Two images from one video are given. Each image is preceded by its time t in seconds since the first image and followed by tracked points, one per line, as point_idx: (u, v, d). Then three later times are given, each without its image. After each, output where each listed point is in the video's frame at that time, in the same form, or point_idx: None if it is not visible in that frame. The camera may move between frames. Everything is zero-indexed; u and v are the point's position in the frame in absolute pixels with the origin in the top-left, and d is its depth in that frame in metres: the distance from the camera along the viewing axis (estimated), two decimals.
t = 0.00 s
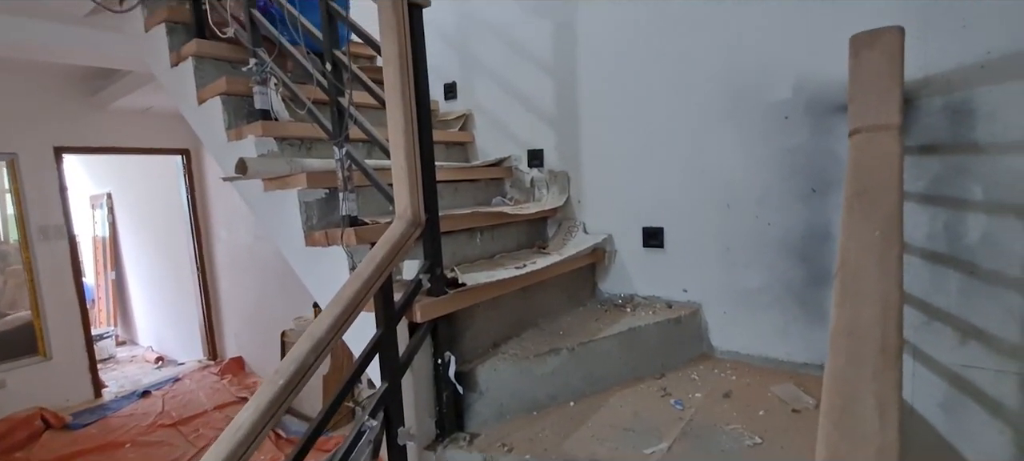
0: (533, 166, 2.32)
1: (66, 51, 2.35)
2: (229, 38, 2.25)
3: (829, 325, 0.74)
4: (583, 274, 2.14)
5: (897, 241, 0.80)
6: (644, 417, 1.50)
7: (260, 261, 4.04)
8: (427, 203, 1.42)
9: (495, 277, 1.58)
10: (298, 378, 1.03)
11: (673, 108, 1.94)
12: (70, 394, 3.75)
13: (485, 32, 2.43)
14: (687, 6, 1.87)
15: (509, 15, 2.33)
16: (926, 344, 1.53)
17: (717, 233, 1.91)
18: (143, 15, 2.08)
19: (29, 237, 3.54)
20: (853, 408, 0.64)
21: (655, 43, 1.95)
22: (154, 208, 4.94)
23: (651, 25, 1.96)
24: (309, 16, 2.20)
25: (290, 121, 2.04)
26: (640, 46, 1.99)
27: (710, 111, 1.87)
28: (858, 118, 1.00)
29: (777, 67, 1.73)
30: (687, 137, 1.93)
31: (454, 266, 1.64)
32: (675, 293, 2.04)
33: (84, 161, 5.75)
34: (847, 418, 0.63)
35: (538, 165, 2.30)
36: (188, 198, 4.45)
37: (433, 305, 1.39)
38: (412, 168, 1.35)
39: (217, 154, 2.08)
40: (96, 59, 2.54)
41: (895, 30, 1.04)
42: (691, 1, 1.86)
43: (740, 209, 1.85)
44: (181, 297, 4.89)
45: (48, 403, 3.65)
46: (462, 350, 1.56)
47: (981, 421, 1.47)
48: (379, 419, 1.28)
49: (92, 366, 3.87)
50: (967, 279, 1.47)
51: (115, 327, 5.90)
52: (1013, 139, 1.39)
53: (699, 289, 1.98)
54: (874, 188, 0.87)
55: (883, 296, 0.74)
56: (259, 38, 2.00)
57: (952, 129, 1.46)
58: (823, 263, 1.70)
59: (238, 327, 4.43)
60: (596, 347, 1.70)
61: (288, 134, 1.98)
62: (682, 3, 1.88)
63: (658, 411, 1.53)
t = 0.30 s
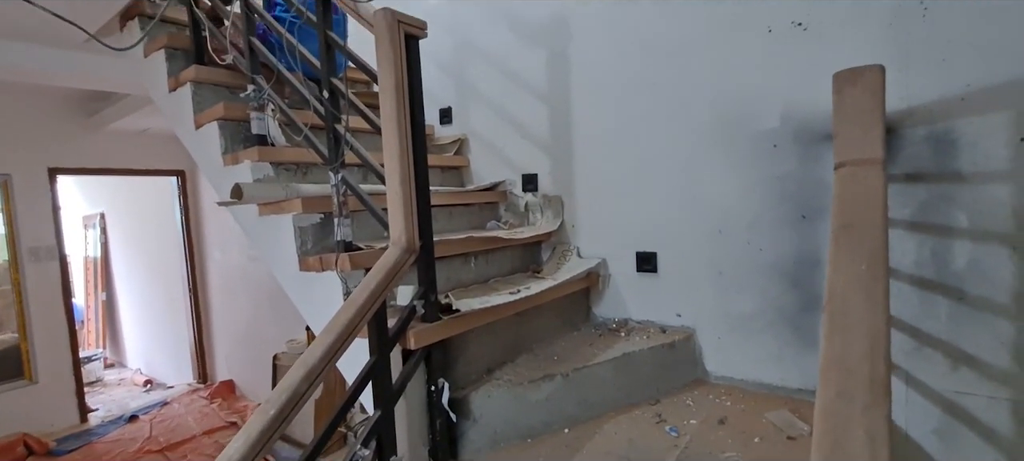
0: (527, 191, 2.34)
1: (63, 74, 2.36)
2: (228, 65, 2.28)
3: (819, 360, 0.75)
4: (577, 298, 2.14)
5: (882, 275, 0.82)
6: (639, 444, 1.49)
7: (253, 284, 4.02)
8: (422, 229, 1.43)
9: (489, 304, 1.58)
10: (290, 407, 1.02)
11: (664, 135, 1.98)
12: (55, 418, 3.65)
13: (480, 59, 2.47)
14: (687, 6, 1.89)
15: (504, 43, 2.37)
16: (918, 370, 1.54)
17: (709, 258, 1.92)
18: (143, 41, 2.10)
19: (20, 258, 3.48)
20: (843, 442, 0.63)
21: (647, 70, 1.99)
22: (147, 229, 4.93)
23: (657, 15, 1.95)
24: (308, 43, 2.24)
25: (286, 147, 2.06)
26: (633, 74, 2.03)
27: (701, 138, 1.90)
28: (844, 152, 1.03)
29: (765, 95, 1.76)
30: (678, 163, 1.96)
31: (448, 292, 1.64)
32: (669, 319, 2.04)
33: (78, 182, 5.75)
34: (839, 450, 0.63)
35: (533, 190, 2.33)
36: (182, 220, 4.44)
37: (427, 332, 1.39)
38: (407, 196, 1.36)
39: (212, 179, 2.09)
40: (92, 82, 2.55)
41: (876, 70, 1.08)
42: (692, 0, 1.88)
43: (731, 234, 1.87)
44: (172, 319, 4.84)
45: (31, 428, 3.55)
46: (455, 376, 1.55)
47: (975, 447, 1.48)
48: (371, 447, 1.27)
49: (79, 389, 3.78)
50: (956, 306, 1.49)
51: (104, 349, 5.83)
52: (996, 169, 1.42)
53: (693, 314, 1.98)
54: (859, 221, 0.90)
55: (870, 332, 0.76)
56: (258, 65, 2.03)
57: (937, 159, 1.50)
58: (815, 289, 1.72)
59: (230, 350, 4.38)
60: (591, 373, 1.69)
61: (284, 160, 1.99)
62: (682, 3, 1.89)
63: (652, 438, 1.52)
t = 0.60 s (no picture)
0: (524, 207, 2.35)
1: (62, 89, 2.38)
2: (228, 82, 2.30)
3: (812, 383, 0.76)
4: (573, 315, 2.14)
5: (872, 299, 0.83)
6: None
7: (248, 298, 4.01)
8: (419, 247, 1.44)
9: (485, 321, 1.58)
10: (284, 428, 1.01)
11: (659, 154, 2.00)
12: (42, 435, 3.58)
13: (477, 78, 2.50)
14: (687, 6, 1.90)
15: (501, 62, 2.40)
16: (911, 388, 1.55)
17: (704, 276, 1.94)
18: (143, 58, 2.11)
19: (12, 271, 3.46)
20: None
21: (641, 89, 2.02)
22: (142, 243, 4.91)
23: (658, 11, 1.97)
24: (308, 62, 2.27)
25: (284, 163, 2.07)
26: (628, 94, 2.06)
27: (695, 156, 1.92)
28: (834, 176, 1.06)
29: (758, 116, 1.79)
30: (673, 181, 1.98)
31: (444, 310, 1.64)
32: (665, 336, 2.05)
33: (74, 195, 5.74)
34: None
35: (529, 206, 2.34)
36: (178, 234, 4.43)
37: (423, 351, 1.39)
38: (404, 215, 1.37)
39: (210, 195, 2.11)
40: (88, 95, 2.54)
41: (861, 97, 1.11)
42: (691, 1, 1.90)
43: (726, 252, 1.88)
44: (165, 334, 4.81)
45: (19, 445, 3.47)
46: (451, 395, 1.55)
47: None
48: None
49: (68, 404, 3.72)
50: (948, 325, 1.50)
51: (95, 364, 5.78)
52: (984, 189, 1.44)
53: (688, 332, 1.99)
54: (849, 245, 0.92)
55: (861, 356, 0.77)
56: (257, 82, 2.05)
57: (926, 180, 1.52)
58: (809, 307, 1.73)
59: (223, 364, 4.35)
60: (587, 390, 1.69)
61: (282, 176, 2.00)
62: (682, 3, 1.91)
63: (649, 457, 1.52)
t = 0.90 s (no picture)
0: (520, 223, 2.37)
1: (59, 103, 2.38)
2: (227, 98, 2.32)
3: (807, 404, 0.78)
4: (569, 330, 2.15)
5: (864, 321, 0.85)
6: None
7: (242, 313, 3.99)
8: (417, 264, 1.44)
9: (483, 339, 1.59)
10: (282, 447, 1.01)
11: (654, 171, 2.03)
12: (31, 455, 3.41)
13: (474, 95, 2.53)
14: (679, 30, 1.95)
15: (499, 80, 2.44)
16: (905, 405, 1.57)
17: (699, 292, 1.95)
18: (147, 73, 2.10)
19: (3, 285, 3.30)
20: None
21: (636, 107, 2.05)
22: (136, 257, 4.89)
23: (653, 29, 2.00)
24: (307, 79, 2.30)
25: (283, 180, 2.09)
26: (622, 113, 2.09)
27: (689, 174, 1.95)
28: (825, 198, 1.08)
29: (750, 135, 1.82)
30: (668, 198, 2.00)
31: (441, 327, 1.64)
32: (661, 352, 2.06)
33: (68, 209, 5.72)
34: None
35: (526, 222, 2.36)
36: (172, 248, 4.42)
37: (420, 368, 1.39)
38: (404, 234, 1.38)
39: (208, 211, 2.11)
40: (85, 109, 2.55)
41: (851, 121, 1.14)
42: (683, 25, 1.94)
43: (721, 269, 1.90)
44: (157, 348, 4.78)
45: None
46: (449, 412, 1.55)
47: None
48: None
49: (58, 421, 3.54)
50: (940, 343, 1.52)
51: (85, 379, 5.72)
52: (972, 209, 1.47)
53: (684, 348, 2.00)
54: (841, 267, 0.94)
55: (853, 377, 0.79)
56: (257, 99, 2.07)
57: (916, 199, 1.55)
58: (803, 323, 1.75)
59: (216, 379, 4.31)
60: (585, 406, 1.69)
61: (281, 193, 2.01)
62: (675, 26, 1.96)
63: None
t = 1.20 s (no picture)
0: (518, 235, 2.39)
1: (58, 113, 2.39)
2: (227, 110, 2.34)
3: (800, 418, 0.78)
4: (566, 342, 2.16)
5: (856, 336, 0.87)
6: None
7: (238, 323, 3.98)
8: (416, 277, 1.45)
9: (480, 351, 1.60)
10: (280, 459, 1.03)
11: (650, 185, 2.05)
12: None
13: (472, 108, 2.56)
14: (674, 46, 1.98)
15: (497, 93, 2.47)
16: (899, 417, 1.58)
17: (695, 305, 1.97)
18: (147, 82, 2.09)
19: None
20: None
21: (632, 122, 2.09)
22: (131, 267, 4.88)
23: (649, 45, 2.04)
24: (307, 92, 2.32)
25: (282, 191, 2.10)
26: (618, 127, 2.12)
27: (684, 187, 1.97)
28: (817, 215, 1.11)
29: (744, 150, 1.85)
30: (663, 211, 2.02)
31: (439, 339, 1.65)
32: (657, 364, 2.07)
33: (62, 218, 5.70)
34: None
35: (523, 234, 2.38)
36: (168, 258, 4.42)
37: (418, 380, 1.40)
38: (404, 247, 1.40)
39: (206, 222, 2.13)
40: (83, 119, 2.56)
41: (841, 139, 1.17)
42: (677, 41, 1.98)
43: (716, 282, 1.92)
44: (149, 358, 4.75)
45: None
46: (446, 424, 1.56)
47: None
48: None
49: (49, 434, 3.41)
50: (932, 356, 1.54)
51: (76, 389, 5.68)
52: (962, 224, 1.50)
53: (680, 360, 2.01)
54: (832, 282, 0.96)
55: (845, 389, 0.80)
56: (257, 111, 2.09)
57: (906, 213, 1.57)
58: (797, 336, 1.77)
59: (209, 390, 4.29)
60: (582, 419, 1.70)
61: (280, 204, 2.02)
62: (669, 43, 1.99)
63: None
